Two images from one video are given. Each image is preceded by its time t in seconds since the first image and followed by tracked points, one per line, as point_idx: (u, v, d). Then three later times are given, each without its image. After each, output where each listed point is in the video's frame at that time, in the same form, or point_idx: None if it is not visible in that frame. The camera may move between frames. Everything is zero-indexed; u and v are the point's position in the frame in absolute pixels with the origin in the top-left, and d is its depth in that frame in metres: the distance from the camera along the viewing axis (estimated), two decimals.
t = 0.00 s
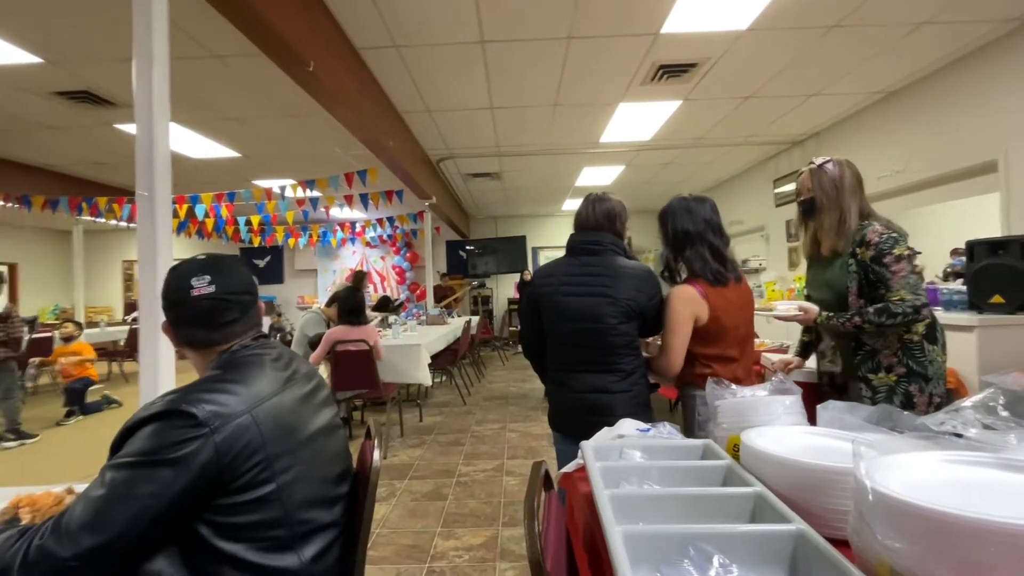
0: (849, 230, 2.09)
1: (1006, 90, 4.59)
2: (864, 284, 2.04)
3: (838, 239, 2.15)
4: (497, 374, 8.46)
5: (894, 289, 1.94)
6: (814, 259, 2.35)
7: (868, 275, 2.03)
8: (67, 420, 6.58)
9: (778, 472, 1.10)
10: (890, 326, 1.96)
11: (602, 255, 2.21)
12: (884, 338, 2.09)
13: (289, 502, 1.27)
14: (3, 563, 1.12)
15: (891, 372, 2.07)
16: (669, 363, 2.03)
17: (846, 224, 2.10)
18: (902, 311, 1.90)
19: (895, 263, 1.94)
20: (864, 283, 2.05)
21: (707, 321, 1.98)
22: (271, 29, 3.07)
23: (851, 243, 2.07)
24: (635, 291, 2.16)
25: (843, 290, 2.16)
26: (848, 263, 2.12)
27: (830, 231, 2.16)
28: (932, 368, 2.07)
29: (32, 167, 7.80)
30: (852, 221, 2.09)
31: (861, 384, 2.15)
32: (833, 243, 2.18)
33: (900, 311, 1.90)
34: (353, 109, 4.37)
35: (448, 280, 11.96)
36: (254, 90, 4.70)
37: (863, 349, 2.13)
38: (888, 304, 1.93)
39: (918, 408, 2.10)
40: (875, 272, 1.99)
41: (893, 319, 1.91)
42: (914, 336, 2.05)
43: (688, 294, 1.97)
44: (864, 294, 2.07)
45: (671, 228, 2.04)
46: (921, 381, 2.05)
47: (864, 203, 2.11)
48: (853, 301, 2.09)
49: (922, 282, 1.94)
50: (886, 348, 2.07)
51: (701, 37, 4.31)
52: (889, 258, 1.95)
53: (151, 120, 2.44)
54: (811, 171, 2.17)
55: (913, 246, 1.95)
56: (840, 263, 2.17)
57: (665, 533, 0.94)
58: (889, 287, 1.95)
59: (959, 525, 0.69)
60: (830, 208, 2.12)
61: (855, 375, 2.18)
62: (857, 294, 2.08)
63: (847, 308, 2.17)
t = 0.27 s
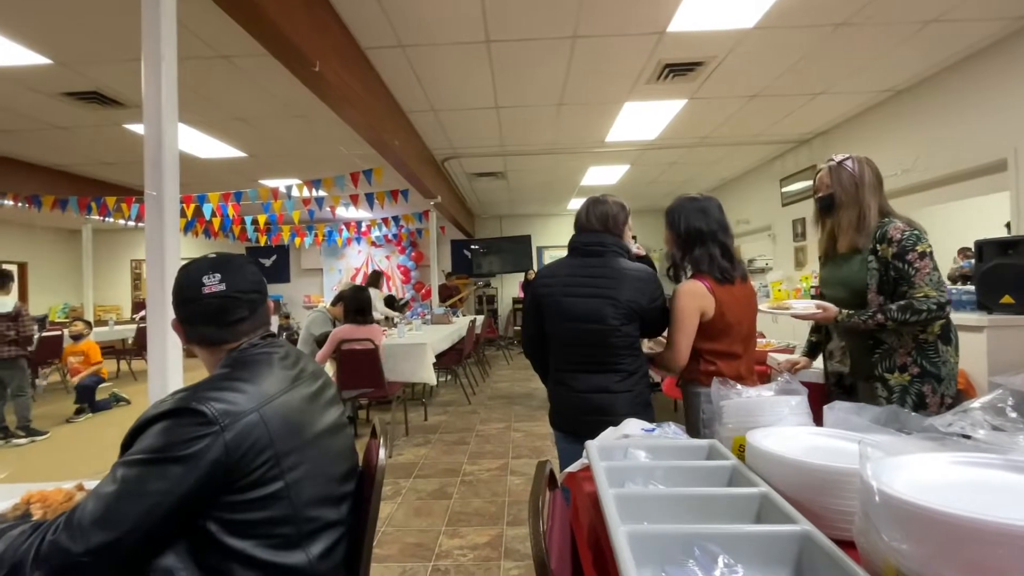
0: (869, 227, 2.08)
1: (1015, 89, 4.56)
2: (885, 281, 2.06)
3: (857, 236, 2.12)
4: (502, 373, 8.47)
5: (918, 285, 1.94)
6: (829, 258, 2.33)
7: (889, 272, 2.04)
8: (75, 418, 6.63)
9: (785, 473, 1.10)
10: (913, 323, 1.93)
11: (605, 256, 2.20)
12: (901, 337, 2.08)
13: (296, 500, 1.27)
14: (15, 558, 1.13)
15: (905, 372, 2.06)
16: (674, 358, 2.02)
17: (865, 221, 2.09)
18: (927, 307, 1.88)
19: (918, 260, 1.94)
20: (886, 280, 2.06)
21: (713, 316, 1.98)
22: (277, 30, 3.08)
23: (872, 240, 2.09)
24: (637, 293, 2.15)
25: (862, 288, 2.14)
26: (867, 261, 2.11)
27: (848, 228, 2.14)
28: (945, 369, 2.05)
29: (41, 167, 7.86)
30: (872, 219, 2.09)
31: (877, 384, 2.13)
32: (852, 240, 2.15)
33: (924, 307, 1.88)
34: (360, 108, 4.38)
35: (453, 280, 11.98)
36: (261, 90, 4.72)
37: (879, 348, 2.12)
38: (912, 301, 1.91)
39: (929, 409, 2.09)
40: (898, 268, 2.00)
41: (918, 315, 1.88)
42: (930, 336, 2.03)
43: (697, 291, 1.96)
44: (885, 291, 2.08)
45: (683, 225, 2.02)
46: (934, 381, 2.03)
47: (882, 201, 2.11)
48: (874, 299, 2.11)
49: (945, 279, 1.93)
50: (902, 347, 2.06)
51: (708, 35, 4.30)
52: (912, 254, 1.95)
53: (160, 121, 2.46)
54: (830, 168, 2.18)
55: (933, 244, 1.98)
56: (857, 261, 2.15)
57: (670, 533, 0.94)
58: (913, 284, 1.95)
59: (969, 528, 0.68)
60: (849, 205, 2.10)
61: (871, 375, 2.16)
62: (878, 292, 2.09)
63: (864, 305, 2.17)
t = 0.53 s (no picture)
0: (885, 225, 2.08)
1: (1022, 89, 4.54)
2: (901, 280, 2.06)
3: (874, 234, 2.12)
4: (505, 372, 8.49)
5: (936, 285, 1.93)
6: (844, 256, 2.33)
7: (906, 271, 2.03)
8: (80, 415, 6.66)
9: (788, 473, 1.10)
10: (931, 322, 1.94)
11: (606, 256, 2.20)
12: (913, 336, 2.08)
13: (299, 498, 1.28)
14: (20, 554, 1.14)
15: (912, 373, 2.06)
16: (678, 356, 2.03)
17: (882, 219, 2.09)
18: (944, 306, 1.88)
19: (936, 259, 1.94)
20: (902, 279, 2.06)
21: (716, 314, 1.98)
22: (282, 29, 3.09)
23: (889, 237, 2.08)
24: (638, 293, 2.15)
25: (876, 286, 2.14)
26: (883, 258, 2.11)
27: (865, 226, 2.14)
28: (952, 372, 2.03)
29: (47, 165, 7.90)
30: (889, 217, 2.08)
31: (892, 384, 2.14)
32: (868, 237, 2.15)
33: (942, 306, 1.88)
34: (364, 107, 4.39)
35: (457, 279, 11.99)
36: (267, 89, 4.74)
37: (895, 347, 2.12)
38: (930, 299, 1.91)
39: (935, 411, 2.07)
40: (915, 267, 1.99)
41: (936, 315, 1.89)
42: (938, 337, 2.02)
43: (699, 290, 1.97)
44: (901, 290, 2.07)
45: (686, 227, 2.02)
46: (940, 383, 2.01)
47: (899, 198, 2.10)
48: (887, 297, 2.10)
49: (963, 279, 1.92)
50: (912, 347, 2.06)
51: (713, 34, 4.29)
52: (930, 253, 1.95)
53: (165, 119, 2.47)
54: (846, 167, 2.16)
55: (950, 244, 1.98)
56: (874, 259, 2.15)
57: (672, 533, 0.94)
58: (931, 283, 1.94)
59: (975, 530, 0.68)
60: (866, 203, 2.10)
61: (886, 373, 2.17)
62: (892, 289, 2.08)
63: (878, 303, 2.16)
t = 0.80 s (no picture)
0: (898, 223, 2.09)
1: None
2: (912, 278, 2.04)
3: (885, 232, 2.12)
4: (508, 371, 8.49)
5: (948, 282, 1.92)
6: (853, 255, 2.33)
7: (918, 269, 2.02)
8: (85, 411, 6.69)
9: (794, 473, 1.10)
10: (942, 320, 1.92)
11: (609, 254, 2.20)
12: (921, 336, 2.07)
13: (304, 494, 1.29)
14: (28, 548, 1.15)
15: (919, 372, 2.05)
16: (681, 354, 2.03)
17: (894, 217, 2.09)
18: (957, 304, 1.86)
19: (949, 257, 1.93)
20: (914, 277, 2.05)
21: (717, 312, 1.98)
22: (288, 27, 3.10)
23: (901, 236, 2.08)
24: (641, 292, 2.14)
25: (887, 285, 2.13)
26: (894, 256, 2.10)
27: (876, 225, 2.15)
28: (959, 372, 2.03)
29: (54, 163, 7.93)
30: (901, 215, 2.09)
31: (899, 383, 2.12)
32: (880, 236, 2.15)
33: (954, 304, 1.86)
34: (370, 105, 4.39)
35: (460, 277, 12.00)
36: (273, 88, 4.75)
37: (903, 346, 2.11)
38: (941, 297, 1.89)
39: (942, 411, 2.06)
40: (928, 265, 1.98)
41: (947, 312, 1.87)
42: (947, 338, 2.02)
43: (699, 289, 1.98)
44: (911, 289, 2.06)
45: (685, 227, 2.02)
46: (949, 383, 2.01)
47: (912, 198, 2.10)
48: (897, 296, 2.08)
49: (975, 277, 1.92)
50: (920, 347, 2.05)
51: (719, 32, 4.27)
52: (943, 251, 1.95)
53: (172, 117, 2.48)
54: (857, 166, 2.17)
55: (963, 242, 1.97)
56: (885, 256, 2.14)
57: (677, 532, 0.95)
58: (943, 281, 1.93)
59: (984, 531, 0.68)
60: (878, 201, 2.11)
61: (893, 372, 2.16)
62: (902, 288, 2.07)
63: (888, 302, 2.15)
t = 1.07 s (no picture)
0: (901, 224, 2.08)
1: None
2: (919, 278, 2.02)
3: (889, 232, 2.12)
4: (510, 370, 8.50)
5: (957, 281, 1.90)
6: (858, 256, 2.33)
7: (925, 268, 1.99)
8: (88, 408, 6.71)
9: (796, 475, 1.10)
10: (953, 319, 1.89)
11: (610, 255, 2.20)
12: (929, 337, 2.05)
13: (305, 491, 1.29)
14: (32, 543, 1.15)
15: (926, 374, 2.04)
16: (683, 353, 2.02)
17: (898, 218, 2.09)
18: (968, 303, 1.83)
19: (956, 255, 1.91)
20: (921, 276, 2.02)
21: (720, 311, 1.98)
22: (292, 26, 3.10)
23: (904, 236, 2.06)
24: (641, 292, 2.14)
25: (892, 285, 2.13)
26: (898, 256, 2.09)
27: (880, 226, 2.14)
28: (966, 373, 2.02)
29: (58, 160, 7.95)
30: (905, 215, 2.08)
31: (908, 384, 2.11)
32: (884, 235, 2.14)
33: (965, 302, 1.84)
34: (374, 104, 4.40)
35: (462, 276, 12.01)
36: (277, 86, 4.77)
37: (911, 347, 2.09)
38: (952, 295, 1.87)
39: (949, 413, 2.05)
40: (934, 264, 1.95)
41: (959, 310, 1.84)
42: (953, 339, 2.00)
43: (704, 287, 1.97)
44: (918, 288, 2.03)
45: (697, 223, 2.02)
46: (956, 385, 2.00)
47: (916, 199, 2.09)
48: (906, 295, 2.06)
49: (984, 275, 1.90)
50: (928, 347, 2.04)
51: (723, 32, 4.27)
52: (949, 250, 1.92)
53: (175, 115, 2.48)
54: (860, 168, 2.17)
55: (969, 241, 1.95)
56: (889, 257, 2.14)
57: (679, 532, 0.95)
58: (953, 279, 1.90)
59: (988, 534, 0.68)
60: (881, 203, 2.10)
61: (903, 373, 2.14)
62: (910, 288, 2.04)
63: (898, 301, 2.13)
